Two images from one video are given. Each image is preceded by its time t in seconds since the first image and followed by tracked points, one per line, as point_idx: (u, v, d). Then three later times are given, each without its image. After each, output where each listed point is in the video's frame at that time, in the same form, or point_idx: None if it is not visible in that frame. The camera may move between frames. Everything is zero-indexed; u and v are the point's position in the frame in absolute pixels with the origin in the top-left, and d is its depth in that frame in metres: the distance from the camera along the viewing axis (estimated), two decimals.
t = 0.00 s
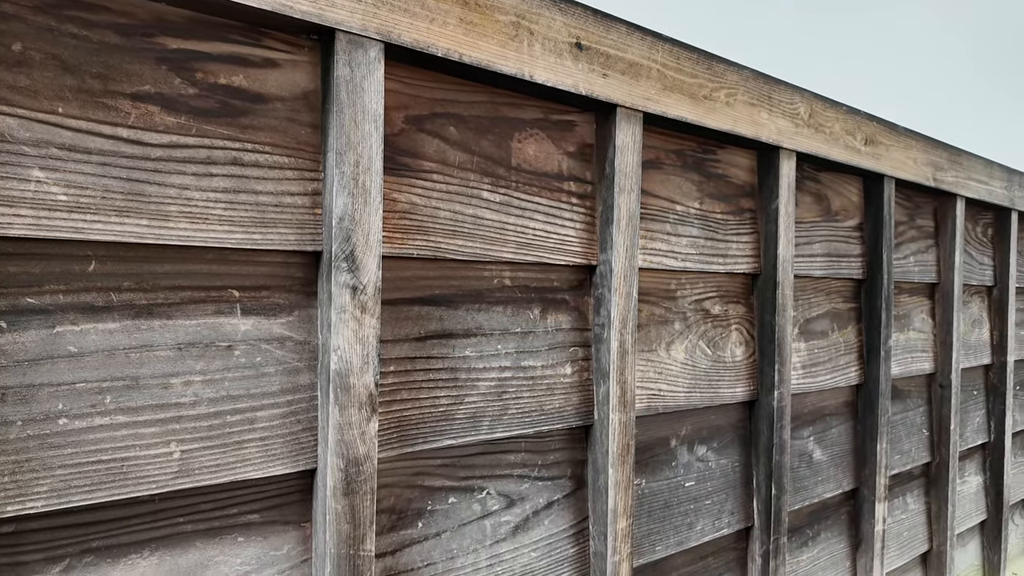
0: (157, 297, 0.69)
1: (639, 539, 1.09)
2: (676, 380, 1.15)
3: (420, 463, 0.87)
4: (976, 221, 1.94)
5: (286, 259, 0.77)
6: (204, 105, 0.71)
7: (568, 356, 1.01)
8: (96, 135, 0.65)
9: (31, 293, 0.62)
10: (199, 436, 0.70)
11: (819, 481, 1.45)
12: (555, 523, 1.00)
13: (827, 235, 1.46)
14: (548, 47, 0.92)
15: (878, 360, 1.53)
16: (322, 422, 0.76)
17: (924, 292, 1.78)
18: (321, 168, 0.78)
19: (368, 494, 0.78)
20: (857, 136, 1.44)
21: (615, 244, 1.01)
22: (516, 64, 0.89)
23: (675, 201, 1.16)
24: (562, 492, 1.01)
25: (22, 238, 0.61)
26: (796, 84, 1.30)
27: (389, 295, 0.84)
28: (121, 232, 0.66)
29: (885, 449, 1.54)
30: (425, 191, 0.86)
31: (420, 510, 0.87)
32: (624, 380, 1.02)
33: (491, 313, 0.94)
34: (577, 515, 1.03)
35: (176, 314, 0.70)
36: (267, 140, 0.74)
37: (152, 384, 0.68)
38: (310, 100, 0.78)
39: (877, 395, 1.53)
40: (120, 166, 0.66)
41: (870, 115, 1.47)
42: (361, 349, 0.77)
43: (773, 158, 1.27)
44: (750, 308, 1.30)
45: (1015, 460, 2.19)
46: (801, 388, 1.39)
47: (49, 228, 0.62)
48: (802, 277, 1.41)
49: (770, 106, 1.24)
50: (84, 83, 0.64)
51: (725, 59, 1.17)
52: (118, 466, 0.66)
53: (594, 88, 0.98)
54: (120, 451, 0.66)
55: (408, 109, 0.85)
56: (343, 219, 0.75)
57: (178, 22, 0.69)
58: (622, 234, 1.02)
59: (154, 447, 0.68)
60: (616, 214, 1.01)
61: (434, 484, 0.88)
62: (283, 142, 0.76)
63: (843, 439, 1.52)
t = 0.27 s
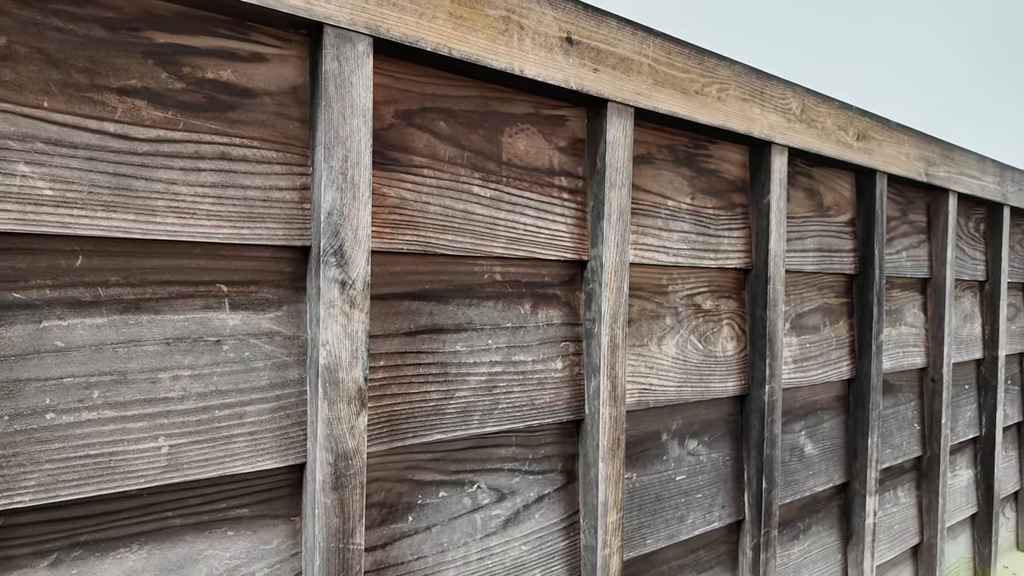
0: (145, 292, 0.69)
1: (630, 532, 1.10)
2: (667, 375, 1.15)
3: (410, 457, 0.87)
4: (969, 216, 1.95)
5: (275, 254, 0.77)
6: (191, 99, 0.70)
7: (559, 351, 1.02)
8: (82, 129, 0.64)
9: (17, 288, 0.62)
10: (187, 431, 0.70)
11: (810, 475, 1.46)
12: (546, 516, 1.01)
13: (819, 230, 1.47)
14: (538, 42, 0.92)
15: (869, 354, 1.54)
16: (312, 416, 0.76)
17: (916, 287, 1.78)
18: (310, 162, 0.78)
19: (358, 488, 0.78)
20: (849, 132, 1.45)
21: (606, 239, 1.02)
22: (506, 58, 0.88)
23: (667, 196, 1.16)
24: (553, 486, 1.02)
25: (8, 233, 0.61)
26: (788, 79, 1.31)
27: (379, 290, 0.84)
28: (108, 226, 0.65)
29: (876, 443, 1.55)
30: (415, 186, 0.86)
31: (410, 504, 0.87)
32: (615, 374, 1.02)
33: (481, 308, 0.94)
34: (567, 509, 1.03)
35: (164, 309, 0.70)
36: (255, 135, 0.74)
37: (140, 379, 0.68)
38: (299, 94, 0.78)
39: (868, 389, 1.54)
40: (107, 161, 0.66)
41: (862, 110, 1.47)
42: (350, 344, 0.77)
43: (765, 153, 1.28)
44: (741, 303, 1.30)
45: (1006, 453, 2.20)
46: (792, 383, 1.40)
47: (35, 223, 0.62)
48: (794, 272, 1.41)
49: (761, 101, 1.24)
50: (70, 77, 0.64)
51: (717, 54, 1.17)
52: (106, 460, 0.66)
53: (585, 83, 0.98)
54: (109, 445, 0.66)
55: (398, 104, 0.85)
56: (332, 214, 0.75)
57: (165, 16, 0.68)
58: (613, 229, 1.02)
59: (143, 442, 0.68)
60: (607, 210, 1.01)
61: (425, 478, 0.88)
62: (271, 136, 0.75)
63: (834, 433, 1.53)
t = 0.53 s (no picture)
0: (131, 285, 0.68)
1: (622, 526, 1.10)
2: (660, 368, 1.15)
3: (401, 451, 0.87)
4: (961, 211, 1.95)
5: (264, 247, 0.76)
6: (178, 90, 0.70)
7: (551, 344, 1.01)
8: (66, 120, 0.64)
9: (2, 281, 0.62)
10: (176, 424, 0.70)
11: (802, 468, 1.46)
12: (538, 510, 1.01)
13: (812, 224, 1.47)
14: (530, 34, 0.91)
15: (862, 348, 1.54)
16: (301, 410, 0.76)
17: (909, 282, 1.79)
18: (298, 154, 0.77)
19: (348, 482, 0.78)
20: (842, 126, 1.45)
21: (598, 232, 1.01)
22: (497, 50, 0.88)
23: (660, 190, 1.15)
24: (545, 479, 1.02)
25: None
26: (781, 73, 1.30)
27: (369, 283, 0.84)
28: (94, 218, 0.65)
29: (868, 436, 1.56)
30: (405, 178, 0.85)
31: (401, 498, 0.87)
32: (607, 368, 1.02)
33: (473, 302, 0.94)
34: (560, 502, 1.03)
35: (151, 302, 0.69)
36: (243, 126, 0.74)
37: (128, 372, 0.68)
38: (287, 85, 0.77)
39: (860, 383, 1.54)
40: (92, 152, 0.65)
41: (855, 104, 1.47)
42: (339, 337, 0.76)
43: (757, 147, 1.27)
44: (734, 297, 1.30)
45: (998, 447, 2.22)
46: (785, 377, 1.40)
47: (19, 214, 0.61)
48: (786, 266, 1.42)
49: (754, 94, 1.24)
50: (54, 68, 0.63)
51: (709, 47, 1.16)
52: (94, 454, 0.65)
53: (576, 75, 0.97)
54: (95, 439, 0.66)
55: (388, 95, 0.84)
56: (320, 206, 0.75)
57: (150, 5, 0.68)
58: (605, 222, 1.02)
59: (130, 436, 0.67)
60: (599, 203, 1.01)
61: (416, 472, 0.88)
62: (259, 128, 0.75)
63: (826, 427, 1.53)
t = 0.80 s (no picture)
0: (120, 285, 0.67)
1: (617, 525, 1.10)
2: (655, 367, 1.15)
3: (395, 451, 0.86)
4: (956, 208, 1.95)
5: (254, 246, 0.75)
6: (166, 88, 0.69)
7: (546, 344, 1.01)
8: (52, 118, 0.63)
9: None
10: (165, 426, 0.69)
11: (797, 466, 1.47)
12: (532, 510, 1.00)
13: (807, 222, 1.47)
14: (524, 30, 0.90)
15: (856, 346, 1.55)
16: (293, 411, 0.75)
17: (904, 279, 1.79)
18: (289, 153, 0.76)
19: (340, 483, 0.77)
20: (837, 123, 1.44)
21: (593, 231, 1.01)
22: (491, 47, 0.87)
23: (655, 188, 1.15)
24: (539, 479, 1.01)
25: None
26: (776, 70, 1.30)
27: (361, 283, 0.83)
28: (81, 218, 0.64)
29: (862, 434, 1.56)
30: (398, 176, 0.85)
31: (395, 499, 0.86)
32: (602, 367, 1.02)
33: (466, 301, 0.93)
34: (554, 502, 1.03)
35: (140, 303, 0.68)
36: (233, 124, 0.73)
37: (116, 373, 0.67)
38: (278, 83, 0.76)
39: (855, 380, 1.54)
40: (78, 150, 0.64)
41: (850, 102, 1.47)
42: (332, 337, 0.76)
43: (752, 145, 1.27)
44: (729, 295, 1.30)
45: (991, 444, 2.23)
46: (780, 375, 1.40)
47: (5, 214, 0.60)
48: (781, 264, 1.41)
49: (750, 92, 1.24)
50: (39, 65, 0.62)
51: (705, 44, 1.16)
52: (82, 456, 0.65)
53: (571, 72, 0.96)
54: (84, 441, 0.65)
55: (380, 93, 0.83)
56: (312, 205, 0.74)
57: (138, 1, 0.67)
58: (599, 220, 1.01)
59: (119, 438, 0.67)
60: (594, 201, 1.00)
61: (409, 472, 0.88)
62: (250, 126, 0.74)
63: (821, 425, 1.53)
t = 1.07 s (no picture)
0: (109, 284, 0.66)
1: (614, 524, 1.09)
2: (652, 365, 1.14)
3: (390, 451, 0.86)
4: (952, 206, 1.95)
5: (247, 244, 0.74)
6: (156, 83, 0.68)
7: (542, 342, 1.00)
8: (39, 114, 0.62)
9: None
10: (156, 426, 0.68)
11: (794, 464, 1.46)
12: (528, 509, 1.00)
13: (804, 220, 1.46)
14: (520, 26, 0.89)
15: (853, 343, 1.54)
16: (286, 410, 0.74)
17: (900, 277, 1.79)
18: (282, 149, 0.75)
19: (334, 484, 0.76)
20: (835, 120, 1.44)
21: (589, 228, 1.00)
22: (486, 42, 0.86)
23: (652, 185, 1.14)
24: (535, 478, 1.01)
25: None
26: (774, 67, 1.29)
27: (356, 281, 0.82)
28: (69, 215, 0.63)
29: (859, 432, 1.56)
30: (393, 173, 0.84)
31: (390, 498, 0.86)
32: (598, 365, 1.01)
33: (462, 300, 0.92)
34: (550, 501, 1.02)
35: (130, 302, 0.67)
36: (224, 120, 0.72)
37: (106, 373, 0.66)
38: (270, 79, 0.75)
39: (851, 378, 1.54)
40: (66, 147, 0.63)
41: (848, 99, 1.46)
42: (325, 336, 0.75)
43: (750, 142, 1.27)
44: (726, 293, 1.30)
45: (986, 441, 2.23)
46: (777, 373, 1.40)
47: None
48: (778, 261, 1.41)
49: (747, 89, 1.23)
50: (26, 59, 0.61)
51: (702, 41, 1.15)
52: (71, 457, 0.64)
53: (568, 69, 0.95)
54: (73, 442, 0.64)
55: (374, 89, 0.82)
56: (305, 202, 0.73)
57: None
58: (596, 218, 1.01)
59: (109, 438, 0.66)
60: (590, 199, 1.00)
61: (404, 472, 0.87)
62: (241, 122, 0.73)
63: (818, 423, 1.53)
